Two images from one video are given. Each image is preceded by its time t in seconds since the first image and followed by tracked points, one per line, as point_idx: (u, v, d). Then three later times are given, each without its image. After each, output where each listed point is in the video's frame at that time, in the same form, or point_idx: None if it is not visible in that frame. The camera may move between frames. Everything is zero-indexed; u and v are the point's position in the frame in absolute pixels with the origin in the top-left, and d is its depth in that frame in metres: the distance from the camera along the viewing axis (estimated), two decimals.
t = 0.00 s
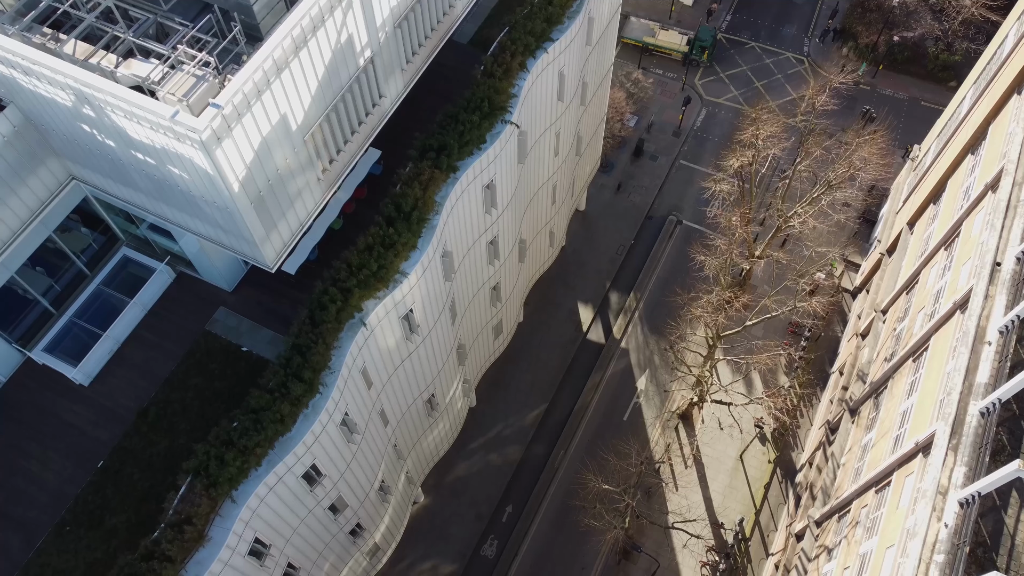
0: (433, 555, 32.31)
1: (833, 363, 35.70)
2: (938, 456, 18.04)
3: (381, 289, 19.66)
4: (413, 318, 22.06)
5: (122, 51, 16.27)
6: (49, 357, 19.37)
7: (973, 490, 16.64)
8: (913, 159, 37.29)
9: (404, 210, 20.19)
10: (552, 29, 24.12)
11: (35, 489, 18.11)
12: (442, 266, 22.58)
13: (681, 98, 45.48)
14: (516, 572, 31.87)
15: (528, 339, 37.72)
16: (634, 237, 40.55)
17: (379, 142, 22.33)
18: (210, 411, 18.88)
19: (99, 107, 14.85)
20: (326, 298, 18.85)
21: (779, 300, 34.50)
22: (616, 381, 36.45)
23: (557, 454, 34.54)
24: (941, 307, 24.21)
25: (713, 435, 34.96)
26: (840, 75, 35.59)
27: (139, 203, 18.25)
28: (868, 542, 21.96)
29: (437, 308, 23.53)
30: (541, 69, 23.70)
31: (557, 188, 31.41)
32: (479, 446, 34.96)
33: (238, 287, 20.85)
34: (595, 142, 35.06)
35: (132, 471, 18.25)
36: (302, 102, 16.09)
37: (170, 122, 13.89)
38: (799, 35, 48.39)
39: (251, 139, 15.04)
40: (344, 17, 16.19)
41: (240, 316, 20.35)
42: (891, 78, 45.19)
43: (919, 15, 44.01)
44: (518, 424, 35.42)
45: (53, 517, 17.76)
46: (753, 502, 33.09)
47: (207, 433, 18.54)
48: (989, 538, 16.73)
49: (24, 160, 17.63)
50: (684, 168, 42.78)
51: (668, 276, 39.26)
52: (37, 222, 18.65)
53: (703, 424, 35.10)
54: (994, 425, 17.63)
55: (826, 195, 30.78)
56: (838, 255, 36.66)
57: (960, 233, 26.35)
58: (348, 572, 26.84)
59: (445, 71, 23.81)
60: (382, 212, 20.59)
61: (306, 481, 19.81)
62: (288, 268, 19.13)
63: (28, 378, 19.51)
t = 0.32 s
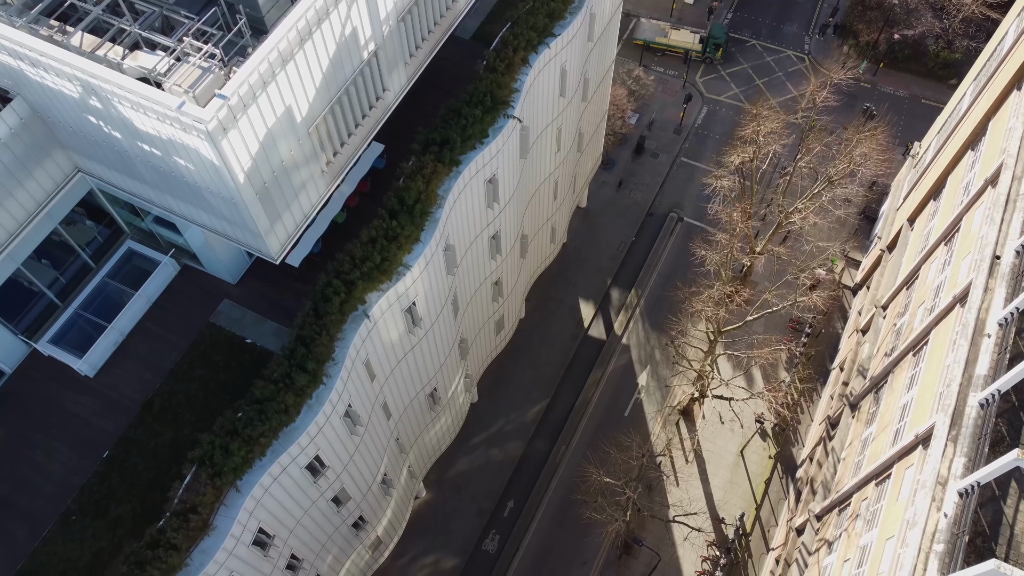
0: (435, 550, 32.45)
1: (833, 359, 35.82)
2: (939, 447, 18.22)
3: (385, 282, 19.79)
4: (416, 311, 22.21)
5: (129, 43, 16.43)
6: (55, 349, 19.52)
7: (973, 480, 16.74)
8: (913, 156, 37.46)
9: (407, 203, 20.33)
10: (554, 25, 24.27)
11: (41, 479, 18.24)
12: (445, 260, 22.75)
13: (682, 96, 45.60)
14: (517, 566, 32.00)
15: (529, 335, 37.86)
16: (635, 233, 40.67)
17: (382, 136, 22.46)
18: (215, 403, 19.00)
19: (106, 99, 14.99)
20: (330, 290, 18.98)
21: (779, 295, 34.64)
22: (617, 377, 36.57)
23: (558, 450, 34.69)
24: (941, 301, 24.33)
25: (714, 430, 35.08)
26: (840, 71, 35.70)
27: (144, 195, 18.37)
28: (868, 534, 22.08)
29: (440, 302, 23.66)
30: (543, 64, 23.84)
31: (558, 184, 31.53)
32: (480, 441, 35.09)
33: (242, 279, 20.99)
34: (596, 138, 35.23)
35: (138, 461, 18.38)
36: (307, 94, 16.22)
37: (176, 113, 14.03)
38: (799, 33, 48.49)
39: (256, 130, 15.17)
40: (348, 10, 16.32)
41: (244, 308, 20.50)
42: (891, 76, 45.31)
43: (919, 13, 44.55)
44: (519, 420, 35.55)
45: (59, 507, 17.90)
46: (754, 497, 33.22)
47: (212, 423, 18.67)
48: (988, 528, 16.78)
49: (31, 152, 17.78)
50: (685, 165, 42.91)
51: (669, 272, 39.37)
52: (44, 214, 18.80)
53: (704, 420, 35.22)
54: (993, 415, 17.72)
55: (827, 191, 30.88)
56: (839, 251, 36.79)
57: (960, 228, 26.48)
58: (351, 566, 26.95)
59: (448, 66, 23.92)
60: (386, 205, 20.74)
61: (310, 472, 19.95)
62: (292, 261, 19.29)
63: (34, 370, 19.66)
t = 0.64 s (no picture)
0: (437, 543, 32.65)
1: (834, 354, 35.98)
2: (939, 435, 18.41)
3: (389, 272, 19.95)
4: (420, 302, 22.37)
5: (136, 34, 16.60)
6: (62, 338, 19.72)
7: (972, 467, 16.92)
8: (914, 152, 37.62)
9: (412, 194, 20.48)
10: (557, 19, 24.42)
11: (48, 466, 18.43)
12: (449, 252, 22.91)
13: (683, 92, 45.74)
14: (519, 559, 32.18)
15: (531, 330, 38.02)
16: (637, 229, 40.82)
17: (386, 128, 22.61)
18: (221, 391, 19.14)
19: (115, 87, 15.14)
20: (334, 280, 19.15)
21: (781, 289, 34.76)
22: (619, 371, 36.73)
23: (560, 444, 34.86)
24: (942, 293, 24.49)
25: (715, 424, 35.23)
26: (841, 67, 35.84)
27: (151, 185, 18.53)
28: (868, 524, 22.26)
29: (444, 293, 23.83)
30: (546, 57, 24.01)
31: (560, 178, 31.70)
32: (482, 435, 35.27)
33: (248, 270, 21.14)
34: (599, 134, 35.37)
35: (144, 449, 18.57)
36: (313, 84, 16.37)
37: (185, 101, 14.19)
38: (801, 30, 48.61)
39: (264, 118, 15.34)
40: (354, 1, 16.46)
41: (250, 298, 20.65)
42: (892, 73, 45.44)
43: (920, 10, 44.85)
44: (521, 414, 35.73)
45: (67, 494, 18.11)
46: (755, 491, 33.40)
47: (218, 412, 18.82)
48: (987, 515, 16.95)
49: (39, 142, 17.95)
50: (686, 161, 43.06)
51: (670, 267, 39.52)
52: (52, 204, 18.98)
53: (705, 414, 35.37)
54: (993, 404, 17.89)
55: (828, 186, 31.01)
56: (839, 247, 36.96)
57: (960, 221, 26.66)
58: (355, 557, 27.08)
59: (451, 60, 24.07)
60: (390, 196, 20.90)
61: (315, 461, 20.11)
62: (297, 251, 19.47)
63: (41, 359, 19.87)
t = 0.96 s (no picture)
0: (440, 535, 32.85)
1: (835, 348, 36.16)
2: (939, 422, 18.59)
3: (395, 261, 20.13)
4: (425, 292, 22.56)
5: (146, 23, 16.76)
6: (71, 326, 19.91)
7: (972, 453, 17.11)
8: (915, 147, 37.76)
9: (417, 184, 20.66)
10: (560, 12, 24.60)
11: (58, 452, 18.62)
12: (453, 242, 23.09)
13: (685, 88, 45.90)
14: (522, 551, 32.37)
15: (533, 324, 38.20)
16: (639, 224, 41.00)
17: (391, 120, 22.78)
18: (228, 378, 19.33)
19: (125, 75, 15.32)
20: (341, 268, 19.32)
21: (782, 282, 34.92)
22: (621, 365, 36.92)
23: (562, 437, 35.04)
24: (942, 284, 24.66)
25: (717, 417, 35.42)
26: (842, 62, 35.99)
27: (160, 174, 18.69)
28: (870, 512, 22.42)
29: (448, 284, 24.02)
30: (549, 50, 24.19)
31: (563, 171, 31.86)
32: (485, 428, 35.45)
33: (254, 260, 21.31)
34: (601, 129, 35.53)
35: (152, 435, 18.75)
36: (320, 72, 16.55)
37: (195, 88, 14.36)
38: (802, 26, 48.78)
39: (272, 106, 15.51)
40: None
41: (256, 287, 20.81)
42: (893, 69, 45.61)
43: (921, 7, 44.91)
44: (524, 407, 35.91)
45: (77, 479, 18.30)
46: (757, 484, 33.58)
47: (225, 398, 19.01)
48: (988, 500, 17.21)
49: (49, 130, 18.14)
50: (688, 157, 43.24)
51: (672, 262, 39.70)
52: (61, 193, 19.18)
53: (707, 407, 35.56)
54: (993, 391, 18.10)
55: (829, 179, 31.21)
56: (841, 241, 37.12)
57: (960, 213, 26.85)
58: (359, 547, 27.24)
59: (455, 53, 24.21)
60: (395, 186, 21.07)
61: (321, 448, 20.31)
62: (303, 240, 19.63)
63: (50, 347, 20.06)
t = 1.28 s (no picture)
0: (444, 526, 33.09)
1: (838, 340, 36.36)
2: (942, 407, 18.79)
3: (403, 248, 20.35)
4: (432, 281, 22.78)
5: (159, 10, 16.92)
6: (82, 313, 20.12)
7: (975, 436, 17.32)
8: (917, 141, 37.94)
9: (424, 172, 20.87)
10: (566, 4, 24.80)
11: (70, 436, 18.83)
12: (459, 232, 23.30)
13: (687, 83, 46.09)
14: (526, 542, 32.62)
15: (537, 317, 38.41)
16: (642, 218, 41.21)
17: (399, 110, 22.98)
18: (238, 363, 19.53)
19: (139, 60, 15.53)
20: (350, 255, 19.51)
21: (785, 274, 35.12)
22: (624, 358, 37.15)
23: (566, 429, 35.30)
24: (945, 274, 24.86)
25: (720, 410, 35.65)
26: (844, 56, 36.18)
27: (171, 161, 18.89)
28: (873, 499, 22.62)
29: (454, 273, 24.23)
30: (555, 41, 24.40)
31: (567, 164, 32.05)
32: (489, 420, 35.67)
33: (263, 248, 21.50)
34: (605, 122, 35.73)
35: (163, 420, 18.96)
36: (331, 59, 16.74)
37: (209, 73, 14.55)
38: (804, 22, 48.97)
39: (284, 91, 15.70)
40: None
41: (266, 275, 21.01)
42: (894, 65, 45.82)
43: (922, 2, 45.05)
44: (527, 400, 36.12)
45: (88, 463, 18.49)
46: (759, 475, 33.83)
47: (235, 383, 19.22)
48: (990, 483, 17.45)
49: (62, 118, 18.34)
50: (690, 152, 43.45)
51: (675, 256, 39.92)
52: (73, 180, 19.38)
53: (710, 399, 35.77)
54: (995, 376, 18.34)
55: (832, 172, 31.43)
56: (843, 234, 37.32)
57: (962, 204, 27.06)
58: (365, 536, 27.44)
59: (461, 44, 24.40)
60: (403, 175, 21.27)
61: (330, 434, 20.52)
62: (312, 228, 19.85)
63: (62, 333, 20.25)
